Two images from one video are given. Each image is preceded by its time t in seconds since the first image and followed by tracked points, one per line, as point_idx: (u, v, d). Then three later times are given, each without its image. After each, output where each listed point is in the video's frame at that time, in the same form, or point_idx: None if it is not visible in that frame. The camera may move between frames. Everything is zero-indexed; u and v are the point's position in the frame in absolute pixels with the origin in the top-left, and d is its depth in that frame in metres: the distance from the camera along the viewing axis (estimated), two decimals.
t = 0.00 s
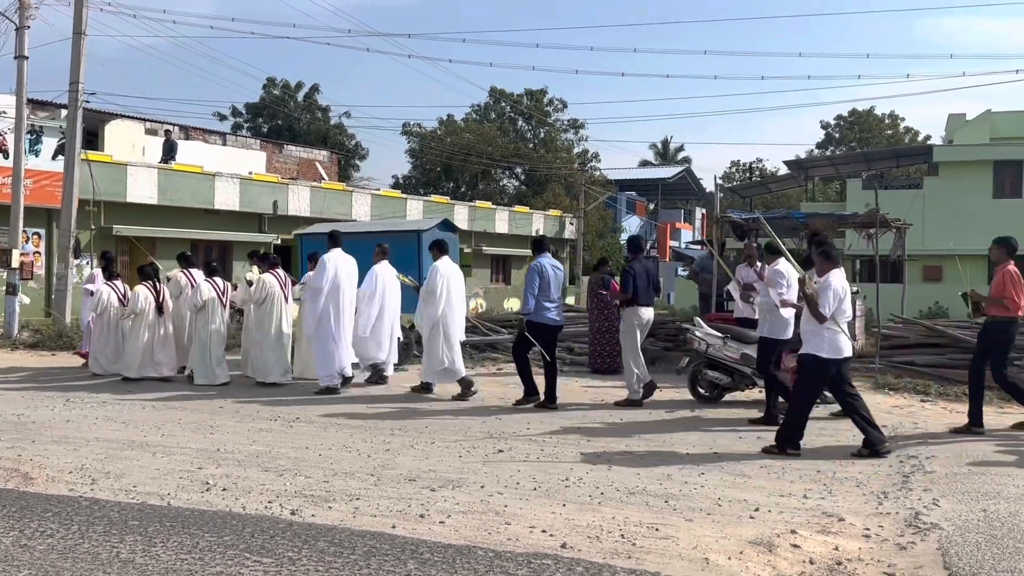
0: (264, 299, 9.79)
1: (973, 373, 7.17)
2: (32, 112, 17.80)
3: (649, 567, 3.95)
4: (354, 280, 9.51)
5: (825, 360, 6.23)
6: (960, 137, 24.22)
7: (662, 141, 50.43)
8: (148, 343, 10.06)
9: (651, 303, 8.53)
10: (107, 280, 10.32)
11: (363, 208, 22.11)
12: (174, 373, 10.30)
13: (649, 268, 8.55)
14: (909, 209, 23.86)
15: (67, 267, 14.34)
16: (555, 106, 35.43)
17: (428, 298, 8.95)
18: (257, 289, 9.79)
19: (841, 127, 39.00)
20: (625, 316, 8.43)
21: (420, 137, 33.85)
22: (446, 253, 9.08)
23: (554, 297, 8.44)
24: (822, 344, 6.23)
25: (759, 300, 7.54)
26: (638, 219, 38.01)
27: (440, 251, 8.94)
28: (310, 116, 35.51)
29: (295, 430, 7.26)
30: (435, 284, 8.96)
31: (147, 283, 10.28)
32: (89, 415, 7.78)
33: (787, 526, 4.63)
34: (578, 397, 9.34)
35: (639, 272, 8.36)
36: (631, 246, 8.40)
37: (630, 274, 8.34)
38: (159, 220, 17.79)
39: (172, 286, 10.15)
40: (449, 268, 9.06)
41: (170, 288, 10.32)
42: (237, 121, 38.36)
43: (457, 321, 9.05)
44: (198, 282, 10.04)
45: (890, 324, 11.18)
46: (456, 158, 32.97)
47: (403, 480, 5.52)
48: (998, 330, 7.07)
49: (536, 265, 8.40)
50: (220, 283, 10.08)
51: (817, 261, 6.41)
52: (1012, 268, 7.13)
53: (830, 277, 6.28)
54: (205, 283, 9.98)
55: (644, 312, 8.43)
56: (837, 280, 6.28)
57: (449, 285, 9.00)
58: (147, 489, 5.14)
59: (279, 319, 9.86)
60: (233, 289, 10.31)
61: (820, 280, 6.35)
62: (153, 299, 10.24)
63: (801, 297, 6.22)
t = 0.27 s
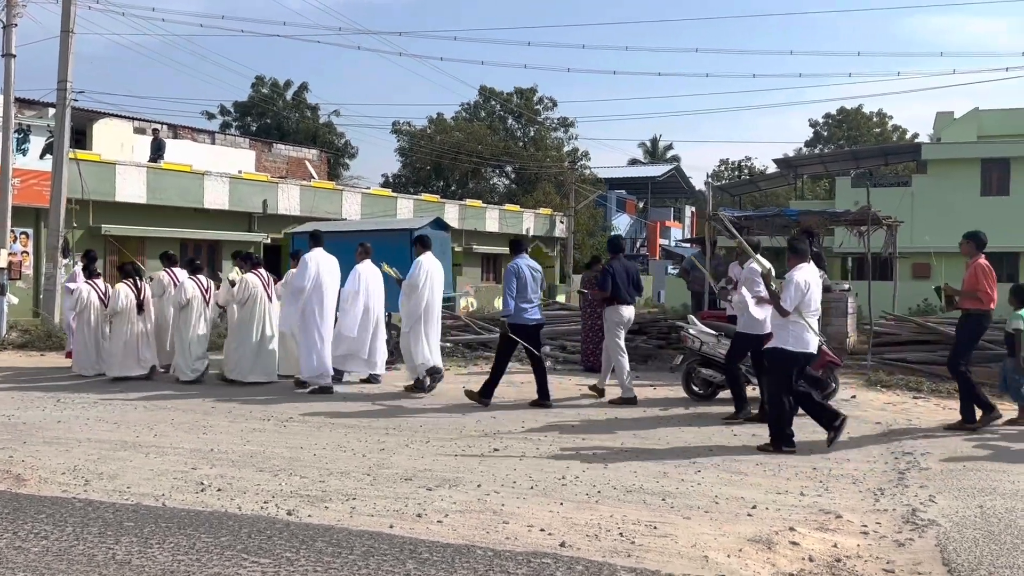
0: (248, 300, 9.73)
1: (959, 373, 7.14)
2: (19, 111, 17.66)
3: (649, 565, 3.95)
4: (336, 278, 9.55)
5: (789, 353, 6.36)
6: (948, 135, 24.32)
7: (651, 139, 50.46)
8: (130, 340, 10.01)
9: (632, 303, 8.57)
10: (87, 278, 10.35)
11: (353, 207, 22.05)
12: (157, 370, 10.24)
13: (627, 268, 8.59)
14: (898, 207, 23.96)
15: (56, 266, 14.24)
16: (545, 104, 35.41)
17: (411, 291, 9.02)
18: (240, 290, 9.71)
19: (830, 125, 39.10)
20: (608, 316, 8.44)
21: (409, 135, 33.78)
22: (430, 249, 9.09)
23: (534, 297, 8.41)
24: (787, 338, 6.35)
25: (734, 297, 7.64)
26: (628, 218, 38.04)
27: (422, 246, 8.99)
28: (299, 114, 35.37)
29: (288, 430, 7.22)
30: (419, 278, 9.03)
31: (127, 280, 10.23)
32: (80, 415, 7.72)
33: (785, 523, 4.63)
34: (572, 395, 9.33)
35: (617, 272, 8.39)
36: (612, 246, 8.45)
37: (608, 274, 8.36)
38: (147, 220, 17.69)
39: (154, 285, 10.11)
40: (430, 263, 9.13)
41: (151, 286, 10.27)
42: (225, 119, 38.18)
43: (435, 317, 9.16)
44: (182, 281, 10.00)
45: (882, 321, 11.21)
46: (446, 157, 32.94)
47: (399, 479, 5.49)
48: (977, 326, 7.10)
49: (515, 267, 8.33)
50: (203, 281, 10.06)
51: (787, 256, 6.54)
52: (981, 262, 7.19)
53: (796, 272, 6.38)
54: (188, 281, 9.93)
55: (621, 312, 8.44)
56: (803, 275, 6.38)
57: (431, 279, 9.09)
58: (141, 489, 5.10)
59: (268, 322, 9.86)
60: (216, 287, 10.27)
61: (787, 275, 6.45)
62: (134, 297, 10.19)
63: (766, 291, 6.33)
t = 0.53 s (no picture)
0: (225, 301, 9.73)
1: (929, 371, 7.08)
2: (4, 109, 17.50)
3: (648, 564, 3.93)
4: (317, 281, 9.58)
5: (767, 348, 6.38)
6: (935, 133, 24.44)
7: (639, 138, 50.50)
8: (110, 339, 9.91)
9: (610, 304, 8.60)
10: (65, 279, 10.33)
11: (342, 206, 21.97)
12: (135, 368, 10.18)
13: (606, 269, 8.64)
14: (886, 204, 24.08)
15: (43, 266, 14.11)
16: (534, 103, 35.38)
17: (391, 291, 8.92)
18: (217, 290, 9.73)
19: (817, 123, 39.21)
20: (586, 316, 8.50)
21: (398, 134, 33.70)
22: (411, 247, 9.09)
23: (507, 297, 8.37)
24: (761, 333, 6.38)
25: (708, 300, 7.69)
26: (617, 216, 38.05)
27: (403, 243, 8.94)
28: (287, 113, 35.23)
29: (281, 430, 7.17)
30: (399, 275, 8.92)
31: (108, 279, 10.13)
32: (70, 416, 7.65)
33: (783, 521, 4.62)
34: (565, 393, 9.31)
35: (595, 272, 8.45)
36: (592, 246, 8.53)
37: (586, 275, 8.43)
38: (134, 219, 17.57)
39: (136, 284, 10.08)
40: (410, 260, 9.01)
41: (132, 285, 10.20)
42: (213, 118, 37.96)
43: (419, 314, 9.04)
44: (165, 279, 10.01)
45: (873, 318, 11.24)
46: (435, 156, 32.88)
47: (394, 479, 5.45)
48: (950, 325, 7.07)
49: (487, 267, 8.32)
50: (187, 280, 10.07)
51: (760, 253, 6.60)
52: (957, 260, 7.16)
53: (765, 268, 6.44)
54: (172, 280, 9.92)
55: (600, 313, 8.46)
56: (772, 270, 6.44)
57: (412, 276, 8.97)
58: (133, 491, 5.05)
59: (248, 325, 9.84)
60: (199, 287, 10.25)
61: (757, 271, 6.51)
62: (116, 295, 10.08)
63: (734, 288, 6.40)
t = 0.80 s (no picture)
0: (196, 299, 9.69)
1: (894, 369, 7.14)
2: None
3: (642, 566, 3.90)
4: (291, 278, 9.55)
5: (733, 350, 6.44)
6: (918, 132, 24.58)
7: (624, 137, 50.61)
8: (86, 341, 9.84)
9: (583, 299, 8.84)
10: (40, 280, 10.20)
11: (328, 205, 21.86)
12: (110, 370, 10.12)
13: (581, 264, 8.86)
14: (870, 203, 24.22)
15: (25, 266, 13.95)
16: (519, 102, 35.35)
17: (362, 294, 8.85)
18: (189, 290, 9.68)
19: (801, 122, 39.32)
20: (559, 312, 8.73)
21: (382, 133, 33.60)
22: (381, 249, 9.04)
23: (476, 294, 8.37)
24: (727, 334, 6.45)
25: (673, 297, 7.72)
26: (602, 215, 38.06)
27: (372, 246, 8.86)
28: (271, 112, 35.05)
29: (269, 431, 7.10)
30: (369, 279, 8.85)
31: (82, 280, 10.03)
32: (54, 418, 7.55)
33: (776, 521, 4.61)
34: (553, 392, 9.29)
35: (570, 268, 8.70)
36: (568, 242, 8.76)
37: (562, 269, 8.69)
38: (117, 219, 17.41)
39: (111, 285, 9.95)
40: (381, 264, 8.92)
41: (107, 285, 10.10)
42: (196, 117, 37.71)
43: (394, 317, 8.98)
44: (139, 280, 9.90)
45: (860, 317, 11.29)
46: (420, 155, 32.81)
47: (384, 480, 5.41)
48: (915, 325, 7.15)
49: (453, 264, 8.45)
50: (162, 280, 9.98)
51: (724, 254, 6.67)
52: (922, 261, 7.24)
53: (730, 269, 6.51)
54: (146, 281, 9.83)
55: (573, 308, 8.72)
56: (737, 272, 6.51)
57: (383, 279, 8.91)
58: (121, 494, 4.98)
59: (213, 320, 9.72)
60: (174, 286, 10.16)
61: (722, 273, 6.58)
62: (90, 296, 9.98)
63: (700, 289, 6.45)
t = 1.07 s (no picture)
0: (173, 300, 9.64)
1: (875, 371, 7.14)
2: None
3: (636, 568, 3.89)
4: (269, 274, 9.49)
5: (700, 347, 6.61)
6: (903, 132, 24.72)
7: (610, 136, 50.71)
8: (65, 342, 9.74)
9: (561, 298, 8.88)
10: (17, 280, 10.05)
11: (314, 205, 21.77)
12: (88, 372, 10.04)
13: (558, 263, 8.97)
14: (855, 203, 24.35)
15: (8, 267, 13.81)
16: (506, 101, 35.33)
17: (334, 293, 8.86)
18: (164, 291, 9.61)
19: (787, 122, 39.45)
20: (537, 310, 8.74)
21: (369, 132, 33.51)
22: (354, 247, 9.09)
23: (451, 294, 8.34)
24: (696, 332, 6.60)
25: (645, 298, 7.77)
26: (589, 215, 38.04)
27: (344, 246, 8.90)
28: (257, 111, 34.88)
29: (257, 434, 7.05)
30: (340, 279, 8.86)
31: (59, 281, 9.91)
32: (39, 421, 7.47)
33: (768, 522, 4.60)
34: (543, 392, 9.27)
35: (548, 268, 8.76)
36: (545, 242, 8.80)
37: (540, 269, 8.74)
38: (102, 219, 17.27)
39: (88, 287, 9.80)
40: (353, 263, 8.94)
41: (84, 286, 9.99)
42: (181, 117, 37.50)
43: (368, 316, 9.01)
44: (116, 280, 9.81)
45: (848, 317, 11.33)
46: (407, 155, 32.74)
47: (375, 483, 5.37)
48: (887, 323, 7.16)
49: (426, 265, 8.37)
50: (139, 281, 9.89)
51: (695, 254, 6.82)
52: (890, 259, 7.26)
53: (702, 268, 6.67)
54: (123, 281, 9.76)
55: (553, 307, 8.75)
56: (709, 271, 6.67)
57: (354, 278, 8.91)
58: (108, 499, 4.92)
59: (188, 319, 9.64)
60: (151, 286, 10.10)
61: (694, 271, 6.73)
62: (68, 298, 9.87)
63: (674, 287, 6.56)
